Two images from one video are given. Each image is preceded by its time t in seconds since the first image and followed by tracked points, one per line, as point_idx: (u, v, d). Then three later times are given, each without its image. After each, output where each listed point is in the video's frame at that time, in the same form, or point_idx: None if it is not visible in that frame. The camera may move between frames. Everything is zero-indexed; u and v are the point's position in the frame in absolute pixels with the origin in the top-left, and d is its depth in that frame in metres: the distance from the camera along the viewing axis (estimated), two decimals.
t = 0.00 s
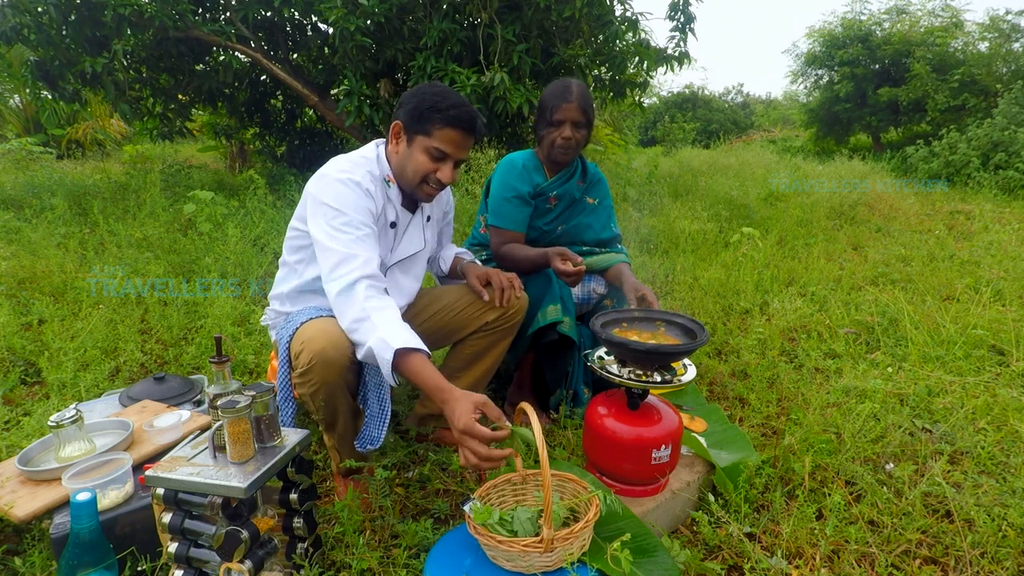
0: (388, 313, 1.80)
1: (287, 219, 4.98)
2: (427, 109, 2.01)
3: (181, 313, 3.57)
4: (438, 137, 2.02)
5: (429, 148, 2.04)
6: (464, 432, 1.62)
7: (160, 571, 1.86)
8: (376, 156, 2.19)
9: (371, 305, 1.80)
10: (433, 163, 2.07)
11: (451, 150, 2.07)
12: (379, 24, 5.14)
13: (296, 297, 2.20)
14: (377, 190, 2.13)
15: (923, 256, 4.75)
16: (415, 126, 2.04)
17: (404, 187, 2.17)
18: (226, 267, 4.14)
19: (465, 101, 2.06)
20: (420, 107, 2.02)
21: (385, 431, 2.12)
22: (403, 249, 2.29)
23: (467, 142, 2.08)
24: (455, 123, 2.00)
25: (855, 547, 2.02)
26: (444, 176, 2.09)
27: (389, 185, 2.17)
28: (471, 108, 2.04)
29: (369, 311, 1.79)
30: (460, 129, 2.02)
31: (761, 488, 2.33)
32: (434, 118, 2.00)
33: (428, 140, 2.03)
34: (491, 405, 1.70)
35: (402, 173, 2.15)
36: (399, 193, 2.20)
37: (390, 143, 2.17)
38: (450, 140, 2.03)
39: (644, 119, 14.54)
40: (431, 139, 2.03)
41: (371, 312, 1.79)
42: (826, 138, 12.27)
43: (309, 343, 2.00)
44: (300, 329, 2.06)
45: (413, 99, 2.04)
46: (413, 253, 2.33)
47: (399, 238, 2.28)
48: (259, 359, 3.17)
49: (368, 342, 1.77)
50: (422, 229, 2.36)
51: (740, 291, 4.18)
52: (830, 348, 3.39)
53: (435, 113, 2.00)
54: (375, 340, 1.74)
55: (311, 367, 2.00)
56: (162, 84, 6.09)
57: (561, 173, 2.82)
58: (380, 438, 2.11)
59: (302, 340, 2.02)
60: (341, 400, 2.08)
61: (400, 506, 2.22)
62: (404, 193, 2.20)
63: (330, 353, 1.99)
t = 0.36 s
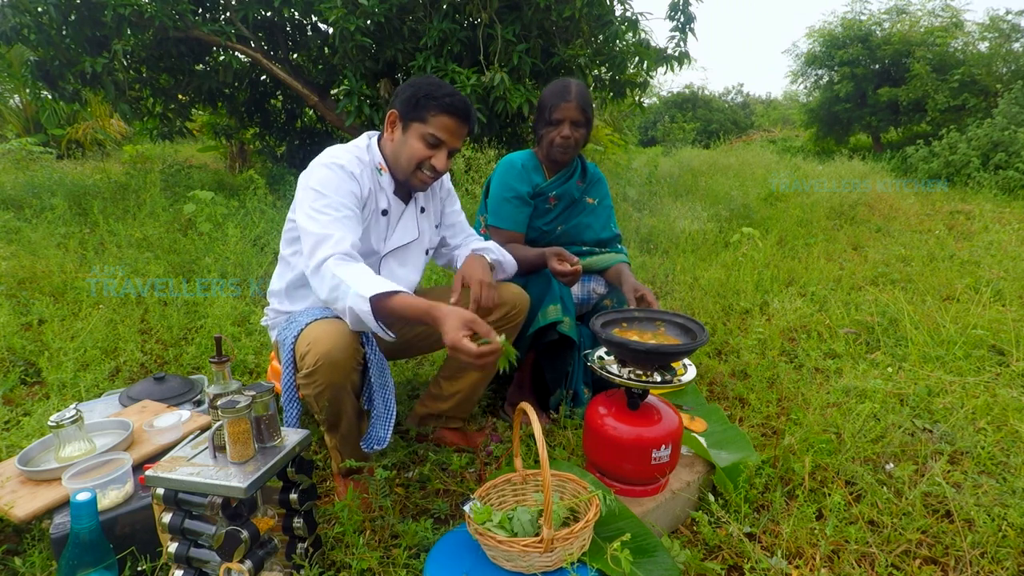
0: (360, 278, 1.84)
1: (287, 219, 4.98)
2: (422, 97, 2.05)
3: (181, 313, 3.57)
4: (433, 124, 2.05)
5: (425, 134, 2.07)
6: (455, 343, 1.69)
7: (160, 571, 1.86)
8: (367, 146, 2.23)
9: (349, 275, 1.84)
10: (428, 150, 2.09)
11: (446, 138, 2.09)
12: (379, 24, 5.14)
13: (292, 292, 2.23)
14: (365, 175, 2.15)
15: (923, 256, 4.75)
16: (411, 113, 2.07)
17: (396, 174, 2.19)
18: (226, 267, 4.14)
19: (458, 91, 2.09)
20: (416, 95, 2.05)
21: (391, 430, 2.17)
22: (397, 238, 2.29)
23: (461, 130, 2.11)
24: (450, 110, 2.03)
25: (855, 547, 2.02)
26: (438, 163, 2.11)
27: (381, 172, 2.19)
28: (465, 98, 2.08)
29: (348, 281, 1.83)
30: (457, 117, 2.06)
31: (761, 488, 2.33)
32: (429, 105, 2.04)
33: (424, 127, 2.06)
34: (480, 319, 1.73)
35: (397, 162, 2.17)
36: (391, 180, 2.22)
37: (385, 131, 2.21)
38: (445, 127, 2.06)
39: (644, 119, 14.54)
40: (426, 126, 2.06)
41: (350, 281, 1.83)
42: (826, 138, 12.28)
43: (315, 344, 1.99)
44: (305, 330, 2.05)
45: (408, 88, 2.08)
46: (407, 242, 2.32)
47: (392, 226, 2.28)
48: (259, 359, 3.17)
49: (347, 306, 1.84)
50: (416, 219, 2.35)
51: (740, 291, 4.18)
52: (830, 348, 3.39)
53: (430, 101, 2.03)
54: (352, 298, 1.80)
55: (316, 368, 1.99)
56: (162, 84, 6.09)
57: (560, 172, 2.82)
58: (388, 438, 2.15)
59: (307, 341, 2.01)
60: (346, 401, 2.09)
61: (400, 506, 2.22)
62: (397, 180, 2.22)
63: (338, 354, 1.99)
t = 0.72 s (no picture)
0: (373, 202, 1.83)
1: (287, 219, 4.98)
2: (428, 87, 2.15)
3: (181, 313, 3.57)
4: (439, 113, 2.16)
5: (430, 122, 2.17)
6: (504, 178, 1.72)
7: (160, 571, 1.86)
8: (367, 136, 2.35)
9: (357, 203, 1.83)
10: (433, 138, 2.19)
11: (450, 127, 2.20)
12: (379, 24, 5.14)
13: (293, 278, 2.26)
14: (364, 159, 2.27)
15: (923, 256, 4.75)
16: (417, 103, 2.17)
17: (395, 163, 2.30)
18: (226, 267, 4.14)
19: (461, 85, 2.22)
20: (422, 86, 2.16)
21: (386, 428, 2.18)
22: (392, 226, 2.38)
23: (464, 119, 2.22)
24: (456, 102, 2.15)
25: (855, 547, 2.02)
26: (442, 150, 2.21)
27: (380, 160, 2.30)
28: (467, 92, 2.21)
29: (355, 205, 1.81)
30: (461, 108, 2.18)
31: (761, 488, 2.33)
32: (434, 95, 2.15)
33: (430, 115, 2.16)
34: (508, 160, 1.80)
35: (400, 149, 2.28)
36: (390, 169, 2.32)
37: (388, 123, 2.32)
38: (451, 117, 2.17)
39: (644, 119, 14.54)
40: (431, 114, 2.17)
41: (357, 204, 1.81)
42: (826, 138, 12.28)
43: (310, 343, 1.99)
44: (301, 329, 2.05)
45: (414, 81, 2.19)
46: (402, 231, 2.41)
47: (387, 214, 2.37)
48: (259, 359, 3.18)
49: (364, 221, 1.76)
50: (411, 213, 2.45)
51: (740, 291, 4.18)
52: (830, 348, 3.39)
53: (436, 91, 2.15)
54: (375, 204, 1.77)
55: (311, 367, 1.99)
56: (162, 84, 6.09)
57: (559, 172, 2.84)
58: (382, 436, 2.16)
59: (302, 341, 2.02)
60: (342, 401, 2.09)
61: (400, 506, 2.22)
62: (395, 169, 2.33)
63: (333, 353, 2.00)
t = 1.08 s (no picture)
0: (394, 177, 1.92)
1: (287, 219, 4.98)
2: (426, 82, 2.24)
3: (181, 313, 3.57)
4: (434, 103, 2.22)
5: (426, 111, 2.22)
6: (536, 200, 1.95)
7: (160, 571, 1.86)
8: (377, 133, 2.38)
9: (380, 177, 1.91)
10: (428, 126, 2.23)
11: (446, 118, 2.24)
12: (379, 24, 5.14)
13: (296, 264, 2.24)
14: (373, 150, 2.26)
15: (923, 256, 4.75)
16: (414, 97, 2.26)
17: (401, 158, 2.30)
18: (226, 267, 4.14)
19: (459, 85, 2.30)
20: (420, 83, 2.25)
21: (389, 426, 2.18)
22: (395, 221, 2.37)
23: (460, 112, 2.27)
24: (451, 93, 2.22)
25: (855, 547, 2.02)
26: (437, 138, 2.24)
27: (387, 156, 2.29)
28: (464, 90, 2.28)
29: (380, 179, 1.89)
30: (456, 99, 2.24)
31: (761, 488, 2.33)
32: (431, 88, 2.22)
33: (424, 105, 2.22)
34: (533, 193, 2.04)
35: (399, 141, 2.31)
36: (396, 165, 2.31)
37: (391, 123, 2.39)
38: (446, 107, 2.22)
39: (644, 119, 14.54)
40: (427, 104, 2.23)
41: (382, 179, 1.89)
42: (826, 138, 12.28)
43: (312, 339, 2.00)
44: (303, 326, 2.06)
45: (414, 81, 2.29)
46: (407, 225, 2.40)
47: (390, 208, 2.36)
48: (259, 359, 3.18)
49: (389, 190, 1.85)
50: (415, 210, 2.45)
51: (740, 291, 4.18)
52: (830, 348, 3.39)
53: (432, 85, 2.22)
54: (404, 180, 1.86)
55: (313, 364, 1.99)
56: (162, 84, 6.09)
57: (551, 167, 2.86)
58: (385, 433, 2.16)
59: (304, 337, 2.02)
60: (343, 400, 2.08)
61: (400, 506, 2.22)
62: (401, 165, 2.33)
63: (334, 349, 2.00)
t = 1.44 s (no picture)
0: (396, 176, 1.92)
1: (287, 219, 4.98)
2: (440, 91, 2.20)
3: (181, 313, 3.57)
4: (448, 114, 2.20)
5: (439, 122, 2.20)
6: (531, 198, 1.94)
7: (160, 570, 1.86)
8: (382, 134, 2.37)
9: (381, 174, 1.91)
10: (441, 137, 2.22)
11: (459, 129, 2.23)
12: (379, 24, 5.14)
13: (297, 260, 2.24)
14: (376, 150, 2.26)
15: (923, 256, 4.75)
16: (427, 104, 2.22)
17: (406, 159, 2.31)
18: (226, 267, 4.14)
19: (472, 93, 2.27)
20: (432, 90, 2.21)
21: (394, 424, 2.19)
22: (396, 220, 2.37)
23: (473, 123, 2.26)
24: (465, 105, 2.19)
25: (855, 547, 2.02)
26: (449, 150, 2.24)
27: (392, 157, 2.31)
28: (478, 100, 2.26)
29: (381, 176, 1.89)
30: (469, 111, 2.22)
31: (761, 488, 2.33)
32: (445, 98, 2.19)
33: (438, 116, 2.20)
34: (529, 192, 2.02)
35: (410, 145, 2.30)
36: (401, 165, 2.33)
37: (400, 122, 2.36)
38: (459, 118, 2.21)
39: (644, 119, 14.54)
40: (441, 114, 2.20)
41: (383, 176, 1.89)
42: (826, 138, 12.28)
43: (317, 335, 2.00)
44: (308, 323, 2.06)
45: (426, 85, 2.24)
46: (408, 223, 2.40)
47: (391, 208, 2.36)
48: (259, 359, 3.18)
49: (389, 186, 1.85)
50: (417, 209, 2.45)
51: (740, 291, 4.18)
52: (830, 348, 3.39)
53: (446, 95, 2.19)
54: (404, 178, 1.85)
55: (319, 360, 1.99)
56: (162, 84, 6.09)
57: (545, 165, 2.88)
58: (392, 430, 2.18)
59: (310, 334, 2.02)
60: (348, 398, 2.08)
61: (400, 506, 2.22)
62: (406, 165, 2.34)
63: (339, 345, 2.00)
